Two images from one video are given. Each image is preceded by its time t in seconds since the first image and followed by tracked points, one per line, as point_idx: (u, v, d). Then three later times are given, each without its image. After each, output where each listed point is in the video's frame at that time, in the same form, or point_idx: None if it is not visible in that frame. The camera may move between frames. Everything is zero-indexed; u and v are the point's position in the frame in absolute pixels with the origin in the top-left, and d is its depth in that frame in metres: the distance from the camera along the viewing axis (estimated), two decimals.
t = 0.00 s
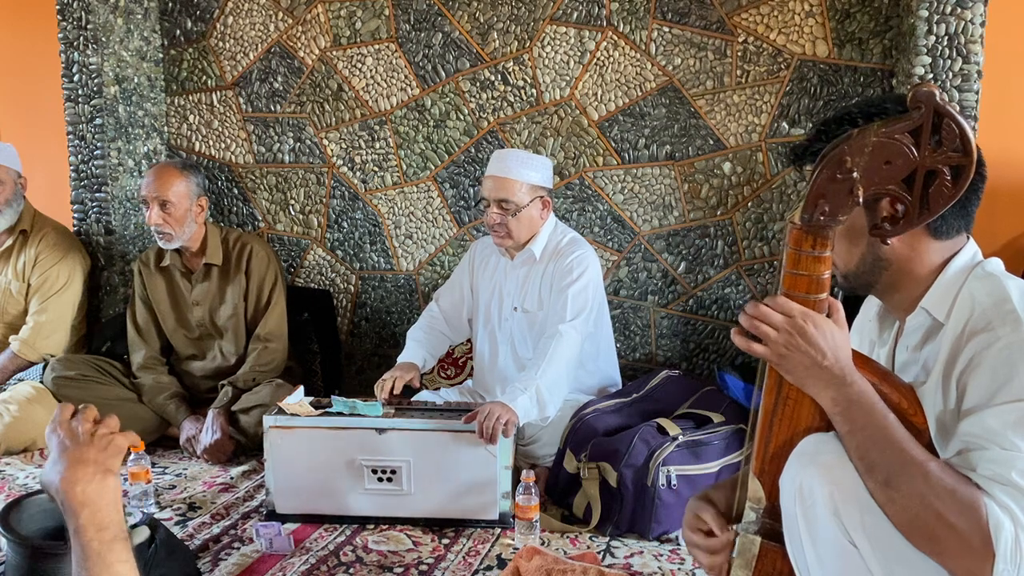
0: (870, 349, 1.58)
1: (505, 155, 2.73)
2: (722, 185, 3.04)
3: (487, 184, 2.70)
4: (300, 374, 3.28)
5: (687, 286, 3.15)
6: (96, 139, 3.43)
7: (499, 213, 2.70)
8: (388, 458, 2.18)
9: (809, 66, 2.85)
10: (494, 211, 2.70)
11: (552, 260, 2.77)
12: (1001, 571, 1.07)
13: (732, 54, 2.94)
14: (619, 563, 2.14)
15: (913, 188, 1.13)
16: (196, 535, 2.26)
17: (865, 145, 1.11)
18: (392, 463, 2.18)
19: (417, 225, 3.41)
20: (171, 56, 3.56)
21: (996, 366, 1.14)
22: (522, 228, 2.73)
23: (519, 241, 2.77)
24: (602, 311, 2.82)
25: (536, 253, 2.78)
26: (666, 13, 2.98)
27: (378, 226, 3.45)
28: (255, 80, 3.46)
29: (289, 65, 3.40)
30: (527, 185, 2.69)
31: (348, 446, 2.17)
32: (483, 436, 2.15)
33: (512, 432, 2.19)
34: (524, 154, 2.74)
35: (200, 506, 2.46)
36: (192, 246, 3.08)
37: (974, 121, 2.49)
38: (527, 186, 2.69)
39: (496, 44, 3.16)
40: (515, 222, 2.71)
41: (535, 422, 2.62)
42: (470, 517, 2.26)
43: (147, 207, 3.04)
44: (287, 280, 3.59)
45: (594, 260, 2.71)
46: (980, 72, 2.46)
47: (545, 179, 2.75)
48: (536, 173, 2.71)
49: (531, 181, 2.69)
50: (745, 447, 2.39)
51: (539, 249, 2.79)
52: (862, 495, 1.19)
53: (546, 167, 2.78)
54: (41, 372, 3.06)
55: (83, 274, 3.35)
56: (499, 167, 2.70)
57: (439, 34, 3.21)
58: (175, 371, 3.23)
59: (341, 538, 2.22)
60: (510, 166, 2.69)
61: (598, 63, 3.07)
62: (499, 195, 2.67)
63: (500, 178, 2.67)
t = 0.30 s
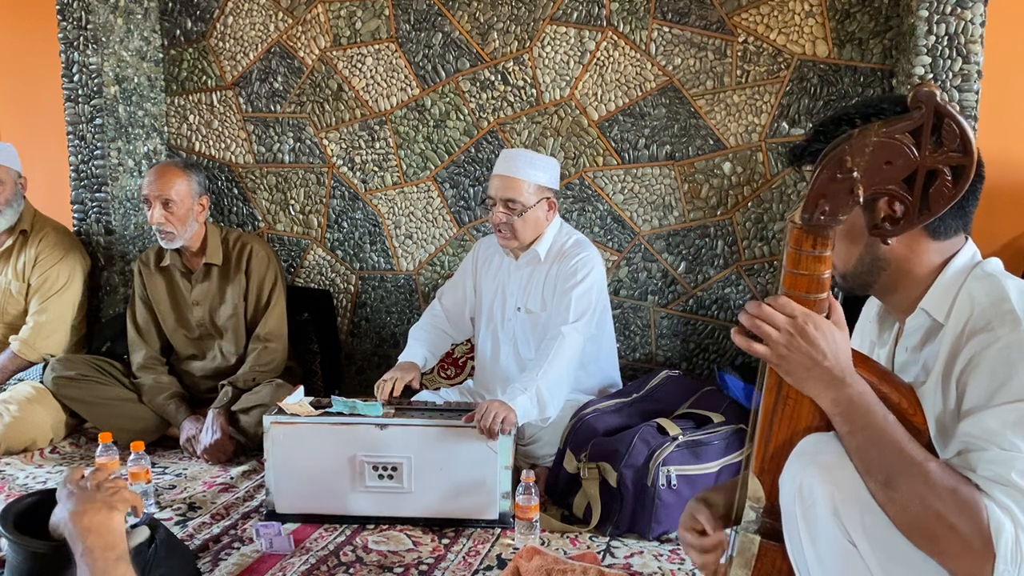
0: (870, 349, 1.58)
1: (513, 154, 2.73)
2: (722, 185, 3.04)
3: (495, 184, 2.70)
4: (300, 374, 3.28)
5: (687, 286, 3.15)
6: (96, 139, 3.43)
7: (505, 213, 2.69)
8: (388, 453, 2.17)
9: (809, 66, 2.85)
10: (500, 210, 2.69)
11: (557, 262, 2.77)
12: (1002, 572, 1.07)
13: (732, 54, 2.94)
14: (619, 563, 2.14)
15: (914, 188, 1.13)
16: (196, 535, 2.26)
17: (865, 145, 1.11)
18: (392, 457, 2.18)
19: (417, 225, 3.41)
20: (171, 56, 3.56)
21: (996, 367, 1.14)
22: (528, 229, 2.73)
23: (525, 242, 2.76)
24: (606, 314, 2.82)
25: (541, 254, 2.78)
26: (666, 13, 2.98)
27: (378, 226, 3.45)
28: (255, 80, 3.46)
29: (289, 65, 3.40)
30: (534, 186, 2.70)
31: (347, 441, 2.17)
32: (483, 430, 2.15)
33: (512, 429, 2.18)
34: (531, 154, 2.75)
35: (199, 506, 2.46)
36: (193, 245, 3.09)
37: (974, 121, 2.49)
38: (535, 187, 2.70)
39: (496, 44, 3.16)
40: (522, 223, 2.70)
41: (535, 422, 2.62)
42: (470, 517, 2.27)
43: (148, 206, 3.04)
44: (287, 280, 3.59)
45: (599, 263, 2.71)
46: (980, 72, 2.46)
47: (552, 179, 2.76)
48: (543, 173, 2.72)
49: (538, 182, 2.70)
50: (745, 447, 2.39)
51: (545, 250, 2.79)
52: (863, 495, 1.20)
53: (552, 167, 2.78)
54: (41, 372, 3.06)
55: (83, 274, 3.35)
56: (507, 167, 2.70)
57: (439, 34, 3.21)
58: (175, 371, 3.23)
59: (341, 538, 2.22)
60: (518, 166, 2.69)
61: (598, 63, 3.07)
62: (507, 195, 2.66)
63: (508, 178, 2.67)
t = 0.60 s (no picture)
0: (871, 350, 1.58)
1: (526, 155, 2.72)
2: (722, 185, 3.04)
3: (506, 184, 2.69)
4: (300, 374, 3.28)
5: (687, 286, 3.15)
6: (96, 139, 3.43)
7: (516, 214, 2.69)
8: (386, 463, 2.18)
9: (809, 66, 2.85)
10: (511, 211, 2.68)
11: (564, 264, 2.76)
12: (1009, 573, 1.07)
13: (732, 54, 2.94)
14: (619, 563, 2.14)
15: (914, 187, 1.12)
16: (196, 535, 2.26)
17: (865, 144, 1.11)
18: (390, 468, 2.19)
19: (417, 225, 3.41)
20: (171, 56, 3.56)
21: (997, 365, 1.14)
22: (537, 231, 2.73)
23: (533, 244, 2.76)
24: (610, 318, 2.82)
25: (549, 256, 2.78)
26: (666, 13, 2.98)
27: (378, 226, 3.45)
28: (255, 80, 3.46)
29: (289, 65, 3.40)
30: (545, 188, 2.69)
31: (346, 452, 2.18)
32: (483, 441, 2.14)
33: (511, 432, 2.19)
34: (544, 155, 2.74)
35: (199, 506, 2.46)
36: (193, 245, 3.09)
37: (974, 121, 2.49)
38: (546, 189, 2.69)
39: (496, 44, 3.16)
40: (532, 225, 2.71)
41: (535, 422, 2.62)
42: (470, 517, 2.27)
43: (150, 207, 3.04)
44: (287, 280, 3.59)
45: (606, 267, 2.71)
46: (980, 72, 2.46)
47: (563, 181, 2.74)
48: (555, 176, 2.71)
49: (549, 184, 2.69)
50: (745, 447, 2.39)
51: (553, 252, 2.79)
52: (864, 497, 1.20)
53: (564, 171, 2.77)
54: (41, 372, 3.06)
55: (83, 274, 3.35)
56: (519, 168, 2.69)
57: (439, 34, 3.21)
58: (175, 371, 3.23)
59: (341, 538, 2.22)
60: (530, 168, 2.68)
61: (598, 63, 3.07)
62: (518, 196, 2.66)
63: (520, 179, 2.66)
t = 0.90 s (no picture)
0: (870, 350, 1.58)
1: (534, 155, 2.72)
2: (722, 185, 3.04)
3: (511, 183, 2.69)
4: (299, 374, 3.28)
5: (687, 286, 3.15)
6: (96, 139, 3.43)
7: (521, 214, 2.69)
8: (387, 459, 2.18)
9: (809, 66, 2.85)
10: (517, 210, 2.69)
11: (567, 266, 2.77)
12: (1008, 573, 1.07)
13: (732, 54, 2.94)
14: (619, 563, 2.14)
15: (916, 187, 1.13)
16: (196, 535, 2.26)
17: (867, 143, 1.11)
18: (392, 464, 2.19)
19: (417, 225, 3.41)
20: (171, 56, 3.56)
21: (996, 365, 1.14)
22: (541, 232, 2.72)
23: (537, 246, 2.76)
24: (612, 319, 2.82)
25: (553, 257, 2.78)
26: (666, 13, 2.98)
27: (378, 226, 3.45)
28: (255, 80, 3.46)
29: (289, 65, 3.40)
30: (552, 188, 2.69)
31: (347, 449, 2.17)
32: (483, 436, 2.15)
33: (511, 431, 2.19)
34: (551, 156, 2.74)
35: (199, 506, 2.46)
36: (193, 245, 3.09)
37: (974, 120, 2.49)
38: (553, 190, 2.69)
39: (496, 44, 3.16)
40: (536, 226, 2.71)
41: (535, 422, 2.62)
42: (470, 517, 2.27)
43: (150, 207, 3.03)
44: (287, 280, 3.59)
45: (609, 270, 2.71)
46: (980, 72, 2.46)
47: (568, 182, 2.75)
48: (561, 177, 2.72)
49: (556, 185, 2.70)
50: (745, 447, 2.39)
51: (557, 253, 2.79)
52: (864, 497, 1.20)
53: (570, 172, 2.79)
54: (41, 372, 3.06)
55: (83, 274, 3.35)
56: (526, 167, 2.69)
57: (439, 34, 3.21)
58: (175, 371, 3.23)
59: (341, 538, 2.22)
60: (537, 168, 2.69)
61: (598, 63, 3.07)
62: (524, 195, 2.66)
63: (526, 178, 2.67)
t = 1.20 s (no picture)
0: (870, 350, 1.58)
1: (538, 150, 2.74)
2: (722, 185, 3.04)
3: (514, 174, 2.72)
4: (300, 374, 3.28)
5: (687, 286, 3.15)
6: (96, 139, 3.43)
7: (522, 205, 2.69)
8: (388, 459, 2.18)
9: (809, 66, 2.85)
10: (517, 201, 2.69)
11: (567, 264, 2.77)
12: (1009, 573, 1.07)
13: (732, 54, 2.94)
14: (619, 563, 2.14)
15: (915, 188, 1.13)
16: (196, 535, 2.26)
17: (867, 143, 1.12)
18: (392, 464, 2.19)
19: (417, 225, 3.41)
20: (171, 56, 3.56)
21: (996, 366, 1.14)
22: (540, 226, 2.72)
23: (535, 241, 2.76)
24: (612, 319, 2.82)
25: (551, 254, 2.78)
26: (666, 13, 2.98)
27: (378, 226, 3.45)
28: (255, 80, 3.45)
29: (289, 65, 3.39)
30: (553, 183, 2.70)
31: (348, 448, 2.18)
32: (483, 437, 2.15)
33: (512, 431, 2.19)
34: (554, 152, 2.76)
35: (199, 506, 2.46)
36: (193, 245, 3.09)
37: (974, 120, 2.49)
38: (553, 184, 2.70)
39: (496, 44, 3.16)
40: (536, 219, 2.70)
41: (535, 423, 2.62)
42: (470, 517, 2.27)
43: (150, 207, 3.03)
44: (287, 280, 3.59)
45: (609, 269, 2.71)
46: (980, 72, 2.46)
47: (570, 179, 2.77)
48: (563, 173, 2.73)
49: (558, 179, 2.71)
50: (745, 447, 2.39)
51: (556, 251, 2.79)
52: (864, 497, 1.20)
53: (571, 171, 2.81)
54: (41, 372, 3.07)
55: (82, 274, 3.35)
56: (530, 160, 2.71)
57: (439, 34, 3.21)
58: (175, 371, 3.23)
59: (341, 538, 2.22)
60: (541, 162, 2.70)
61: (598, 63, 3.07)
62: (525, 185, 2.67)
63: (529, 171, 2.69)
